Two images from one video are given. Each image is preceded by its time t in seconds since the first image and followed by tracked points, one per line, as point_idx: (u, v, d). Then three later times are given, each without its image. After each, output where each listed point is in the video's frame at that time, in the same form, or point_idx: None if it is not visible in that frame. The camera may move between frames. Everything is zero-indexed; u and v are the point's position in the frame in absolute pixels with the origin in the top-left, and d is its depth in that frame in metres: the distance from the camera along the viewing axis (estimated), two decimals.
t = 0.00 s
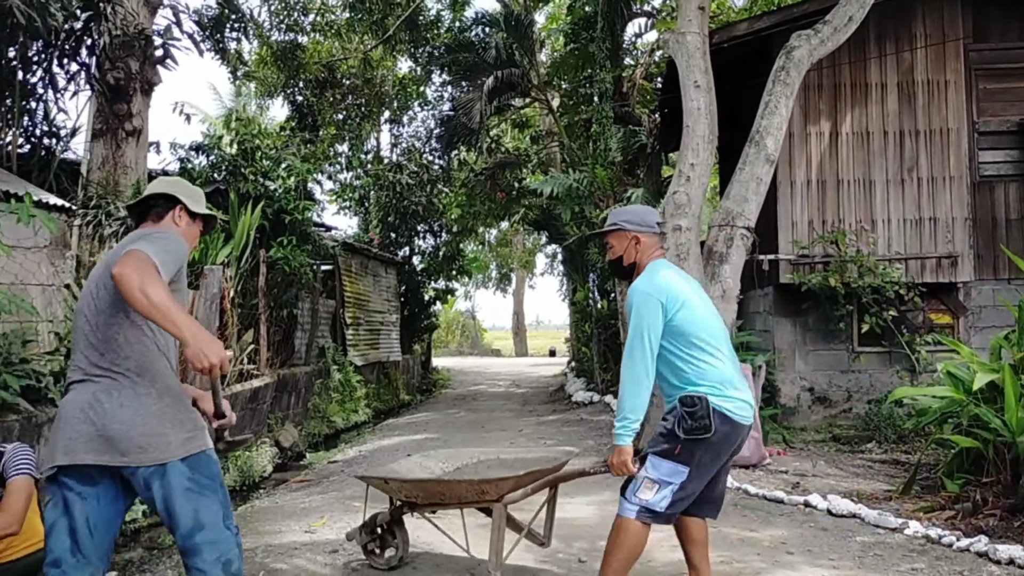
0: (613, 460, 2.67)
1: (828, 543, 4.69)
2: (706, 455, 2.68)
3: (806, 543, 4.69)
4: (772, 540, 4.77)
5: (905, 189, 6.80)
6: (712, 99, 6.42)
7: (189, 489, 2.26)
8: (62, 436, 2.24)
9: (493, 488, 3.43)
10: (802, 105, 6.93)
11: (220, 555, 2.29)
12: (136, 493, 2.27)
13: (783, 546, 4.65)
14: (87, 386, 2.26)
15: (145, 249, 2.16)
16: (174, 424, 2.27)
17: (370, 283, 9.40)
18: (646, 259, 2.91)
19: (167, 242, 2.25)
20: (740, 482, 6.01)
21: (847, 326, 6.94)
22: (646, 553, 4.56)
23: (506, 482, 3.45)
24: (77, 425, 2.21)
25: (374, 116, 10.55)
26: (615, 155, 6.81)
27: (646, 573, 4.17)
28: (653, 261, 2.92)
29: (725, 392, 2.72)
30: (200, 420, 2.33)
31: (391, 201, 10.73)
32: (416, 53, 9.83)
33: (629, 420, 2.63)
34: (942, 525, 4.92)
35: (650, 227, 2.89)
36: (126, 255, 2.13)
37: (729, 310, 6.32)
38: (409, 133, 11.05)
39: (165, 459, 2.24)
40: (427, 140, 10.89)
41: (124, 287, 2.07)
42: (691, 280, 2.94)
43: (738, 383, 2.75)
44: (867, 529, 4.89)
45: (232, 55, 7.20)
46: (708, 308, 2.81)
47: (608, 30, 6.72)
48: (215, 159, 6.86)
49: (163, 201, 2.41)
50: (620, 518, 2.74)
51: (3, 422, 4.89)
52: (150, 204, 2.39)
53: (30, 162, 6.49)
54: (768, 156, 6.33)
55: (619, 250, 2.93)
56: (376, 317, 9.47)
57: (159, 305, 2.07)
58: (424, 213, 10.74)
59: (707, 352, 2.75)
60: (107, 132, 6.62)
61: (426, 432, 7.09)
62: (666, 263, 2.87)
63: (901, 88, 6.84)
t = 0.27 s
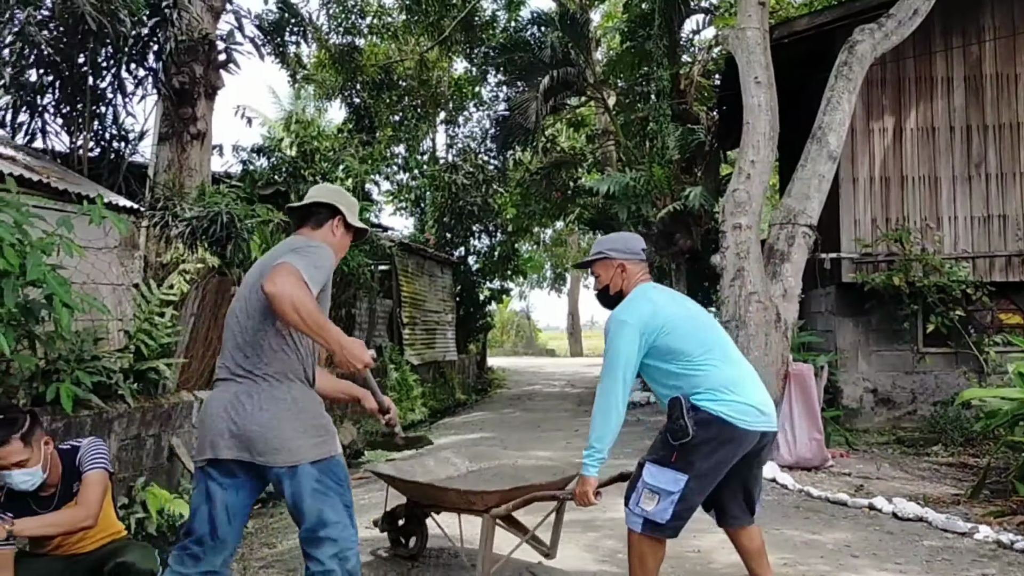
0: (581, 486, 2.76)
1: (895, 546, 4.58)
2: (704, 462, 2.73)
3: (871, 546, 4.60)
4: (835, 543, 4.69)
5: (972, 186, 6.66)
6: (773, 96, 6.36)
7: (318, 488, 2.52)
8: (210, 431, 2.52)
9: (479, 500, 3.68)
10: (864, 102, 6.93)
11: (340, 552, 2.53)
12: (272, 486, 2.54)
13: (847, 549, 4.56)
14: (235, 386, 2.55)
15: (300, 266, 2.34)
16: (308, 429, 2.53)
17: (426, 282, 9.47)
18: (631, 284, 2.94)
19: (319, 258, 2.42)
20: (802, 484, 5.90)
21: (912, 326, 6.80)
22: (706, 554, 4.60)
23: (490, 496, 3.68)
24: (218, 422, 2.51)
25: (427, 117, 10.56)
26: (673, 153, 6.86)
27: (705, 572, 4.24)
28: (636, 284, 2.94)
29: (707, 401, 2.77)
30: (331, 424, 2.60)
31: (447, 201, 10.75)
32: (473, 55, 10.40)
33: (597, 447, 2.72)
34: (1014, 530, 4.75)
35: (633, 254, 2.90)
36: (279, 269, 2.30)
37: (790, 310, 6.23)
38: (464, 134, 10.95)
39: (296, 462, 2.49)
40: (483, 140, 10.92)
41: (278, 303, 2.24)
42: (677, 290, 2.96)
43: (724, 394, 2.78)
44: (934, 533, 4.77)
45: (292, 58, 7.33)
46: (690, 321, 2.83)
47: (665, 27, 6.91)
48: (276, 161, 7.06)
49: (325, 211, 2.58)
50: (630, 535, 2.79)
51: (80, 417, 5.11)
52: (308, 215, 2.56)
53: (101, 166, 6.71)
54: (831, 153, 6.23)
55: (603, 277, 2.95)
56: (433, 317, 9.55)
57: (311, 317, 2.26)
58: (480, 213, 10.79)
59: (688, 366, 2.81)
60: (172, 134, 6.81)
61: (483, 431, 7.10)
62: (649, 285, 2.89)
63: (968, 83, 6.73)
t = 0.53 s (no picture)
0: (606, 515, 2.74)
1: (958, 550, 4.47)
2: (744, 463, 2.73)
3: (933, 550, 4.49)
4: (896, 546, 4.59)
5: None
6: (830, 91, 6.25)
7: (382, 479, 2.69)
8: (295, 416, 2.83)
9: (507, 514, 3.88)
10: (925, 96, 6.90)
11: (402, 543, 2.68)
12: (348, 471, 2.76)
13: (908, 552, 4.46)
14: (315, 375, 2.83)
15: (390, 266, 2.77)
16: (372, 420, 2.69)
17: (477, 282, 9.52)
18: (637, 317, 2.91)
19: (405, 255, 2.85)
20: (861, 486, 5.78)
21: (974, 327, 6.76)
22: (762, 556, 4.63)
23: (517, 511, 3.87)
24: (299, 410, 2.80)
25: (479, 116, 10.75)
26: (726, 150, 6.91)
27: (762, 572, 4.29)
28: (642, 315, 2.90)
29: (735, 408, 2.76)
30: (395, 419, 2.73)
31: (497, 200, 10.69)
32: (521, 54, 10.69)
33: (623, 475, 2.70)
34: None
35: (631, 290, 2.87)
36: (369, 269, 2.74)
37: (848, 309, 6.12)
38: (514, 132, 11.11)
39: (359, 452, 2.68)
40: (533, 140, 10.96)
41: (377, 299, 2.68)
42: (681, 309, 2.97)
43: (748, 400, 2.77)
44: (999, 537, 4.63)
45: (343, 59, 7.42)
46: (699, 335, 2.83)
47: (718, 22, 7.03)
48: (329, 161, 7.23)
49: (419, 218, 3.08)
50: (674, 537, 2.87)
51: (141, 413, 5.27)
52: (406, 220, 3.07)
53: (160, 167, 6.87)
54: (890, 148, 6.11)
55: (606, 317, 2.92)
56: (483, 315, 9.57)
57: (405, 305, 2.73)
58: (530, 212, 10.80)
59: (706, 379, 2.79)
60: (228, 136, 7.02)
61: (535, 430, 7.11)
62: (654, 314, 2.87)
63: None
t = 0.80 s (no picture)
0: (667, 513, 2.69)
1: None
2: (809, 457, 2.64)
3: (1005, 553, 4.37)
4: (965, 548, 4.48)
5: None
6: (897, 84, 6.13)
7: (467, 458, 2.78)
8: (374, 403, 2.89)
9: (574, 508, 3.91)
10: (995, 89, 6.85)
11: (498, 513, 2.78)
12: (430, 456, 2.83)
13: (978, 555, 4.35)
14: (396, 363, 2.90)
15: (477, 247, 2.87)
16: (458, 404, 2.78)
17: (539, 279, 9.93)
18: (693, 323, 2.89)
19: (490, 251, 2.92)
20: (927, 487, 5.66)
21: None
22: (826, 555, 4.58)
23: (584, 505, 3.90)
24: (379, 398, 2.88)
25: (535, 112, 11.21)
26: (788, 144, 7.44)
27: (828, 573, 4.23)
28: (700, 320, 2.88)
29: (797, 401, 2.70)
30: (477, 403, 2.83)
31: (553, 196, 10.84)
32: (579, 50, 11.04)
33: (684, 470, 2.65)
34: None
35: (684, 297, 2.86)
36: (459, 250, 2.84)
37: (914, 306, 6.01)
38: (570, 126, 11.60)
39: (446, 435, 2.77)
40: (590, 135, 11.14)
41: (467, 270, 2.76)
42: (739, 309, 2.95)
43: (810, 393, 2.70)
44: None
45: (402, 55, 7.52)
46: (757, 330, 2.78)
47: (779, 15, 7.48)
48: (387, 158, 7.38)
49: (500, 227, 3.11)
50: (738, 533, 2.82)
51: (208, 403, 5.24)
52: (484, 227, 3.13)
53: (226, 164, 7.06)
54: (959, 142, 5.96)
55: (665, 327, 2.92)
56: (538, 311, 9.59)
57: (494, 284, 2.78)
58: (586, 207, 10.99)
59: (766, 374, 2.74)
60: (291, 132, 7.28)
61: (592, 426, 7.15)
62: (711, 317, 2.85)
63: None
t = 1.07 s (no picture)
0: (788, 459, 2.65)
1: None
2: (890, 448, 2.62)
3: None
4: None
5: None
6: (961, 72, 5.96)
7: (551, 445, 2.88)
8: (466, 385, 3.03)
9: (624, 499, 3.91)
10: None
11: (573, 504, 2.84)
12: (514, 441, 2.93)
13: None
14: (491, 348, 3.02)
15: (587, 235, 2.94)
16: (545, 392, 2.88)
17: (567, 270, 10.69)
18: (793, 264, 2.94)
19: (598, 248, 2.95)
20: (988, 486, 5.53)
21: None
22: (885, 552, 4.51)
23: (635, 497, 3.90)
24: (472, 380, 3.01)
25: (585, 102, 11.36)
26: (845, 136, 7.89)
27: (888, 569, 4.18)
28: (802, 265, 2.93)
29: (886, 381, 2.69)
30: (564, 394, 2.91)
31: (604, 187, 10.72)
32: (631, 41, 11.50)
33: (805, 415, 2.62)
34: None
35: (787, 236, 2.92)
36: (570, 237, 2.91)
37: (976, 301, 5.88)
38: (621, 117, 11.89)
39: (530, 421, 2.86)
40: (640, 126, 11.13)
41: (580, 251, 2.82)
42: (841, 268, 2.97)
43: (910, 362, 2.69)
44: None
45: (453, 46, 7.55)
46: (862, 291, 2.80)
47: (837, 6, 7.97)
48: (439, 149, 7.74)
49: (606, 227, 3.14)
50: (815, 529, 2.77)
51: (264, 390, 5.26)
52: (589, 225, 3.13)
53: (281, 154, 7.22)
54: None
55: (764, 263, 3.01)
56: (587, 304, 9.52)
57: (610, 267, 2.78)
58: (636, 199, 10.85)
59: (870, 336, 2.74)
60: (344, 124, 7.45)
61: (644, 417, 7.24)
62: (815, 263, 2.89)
63: None
